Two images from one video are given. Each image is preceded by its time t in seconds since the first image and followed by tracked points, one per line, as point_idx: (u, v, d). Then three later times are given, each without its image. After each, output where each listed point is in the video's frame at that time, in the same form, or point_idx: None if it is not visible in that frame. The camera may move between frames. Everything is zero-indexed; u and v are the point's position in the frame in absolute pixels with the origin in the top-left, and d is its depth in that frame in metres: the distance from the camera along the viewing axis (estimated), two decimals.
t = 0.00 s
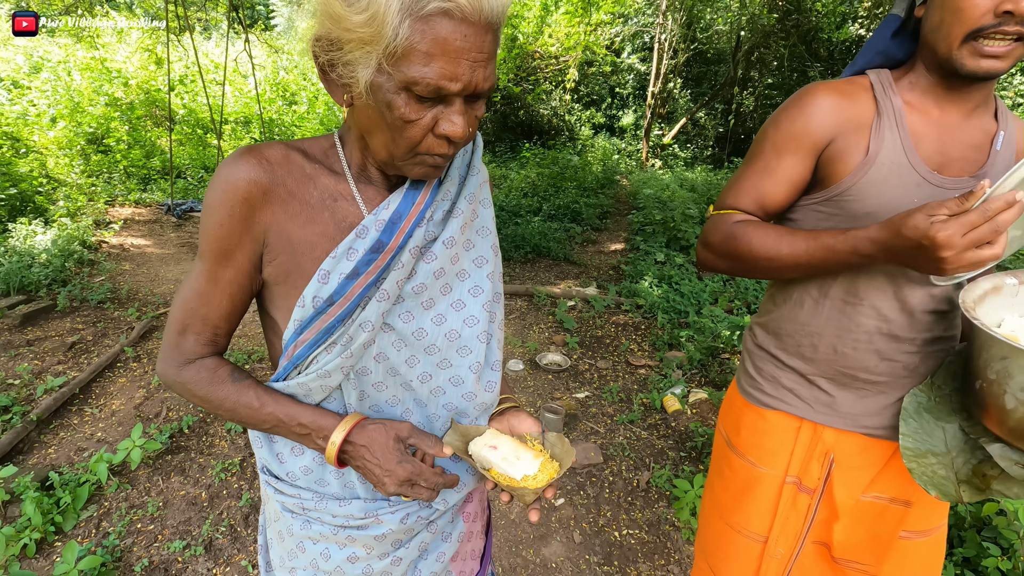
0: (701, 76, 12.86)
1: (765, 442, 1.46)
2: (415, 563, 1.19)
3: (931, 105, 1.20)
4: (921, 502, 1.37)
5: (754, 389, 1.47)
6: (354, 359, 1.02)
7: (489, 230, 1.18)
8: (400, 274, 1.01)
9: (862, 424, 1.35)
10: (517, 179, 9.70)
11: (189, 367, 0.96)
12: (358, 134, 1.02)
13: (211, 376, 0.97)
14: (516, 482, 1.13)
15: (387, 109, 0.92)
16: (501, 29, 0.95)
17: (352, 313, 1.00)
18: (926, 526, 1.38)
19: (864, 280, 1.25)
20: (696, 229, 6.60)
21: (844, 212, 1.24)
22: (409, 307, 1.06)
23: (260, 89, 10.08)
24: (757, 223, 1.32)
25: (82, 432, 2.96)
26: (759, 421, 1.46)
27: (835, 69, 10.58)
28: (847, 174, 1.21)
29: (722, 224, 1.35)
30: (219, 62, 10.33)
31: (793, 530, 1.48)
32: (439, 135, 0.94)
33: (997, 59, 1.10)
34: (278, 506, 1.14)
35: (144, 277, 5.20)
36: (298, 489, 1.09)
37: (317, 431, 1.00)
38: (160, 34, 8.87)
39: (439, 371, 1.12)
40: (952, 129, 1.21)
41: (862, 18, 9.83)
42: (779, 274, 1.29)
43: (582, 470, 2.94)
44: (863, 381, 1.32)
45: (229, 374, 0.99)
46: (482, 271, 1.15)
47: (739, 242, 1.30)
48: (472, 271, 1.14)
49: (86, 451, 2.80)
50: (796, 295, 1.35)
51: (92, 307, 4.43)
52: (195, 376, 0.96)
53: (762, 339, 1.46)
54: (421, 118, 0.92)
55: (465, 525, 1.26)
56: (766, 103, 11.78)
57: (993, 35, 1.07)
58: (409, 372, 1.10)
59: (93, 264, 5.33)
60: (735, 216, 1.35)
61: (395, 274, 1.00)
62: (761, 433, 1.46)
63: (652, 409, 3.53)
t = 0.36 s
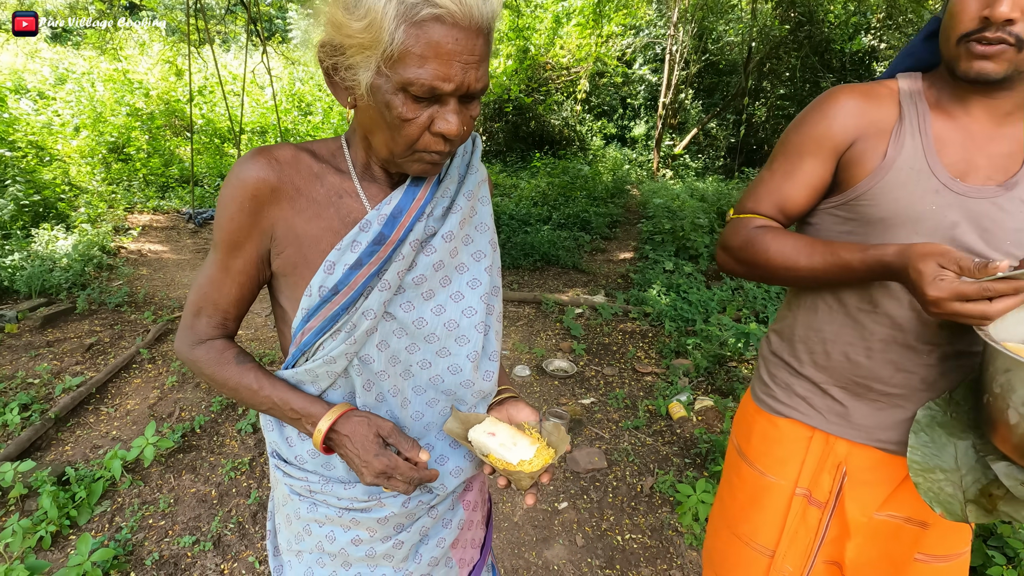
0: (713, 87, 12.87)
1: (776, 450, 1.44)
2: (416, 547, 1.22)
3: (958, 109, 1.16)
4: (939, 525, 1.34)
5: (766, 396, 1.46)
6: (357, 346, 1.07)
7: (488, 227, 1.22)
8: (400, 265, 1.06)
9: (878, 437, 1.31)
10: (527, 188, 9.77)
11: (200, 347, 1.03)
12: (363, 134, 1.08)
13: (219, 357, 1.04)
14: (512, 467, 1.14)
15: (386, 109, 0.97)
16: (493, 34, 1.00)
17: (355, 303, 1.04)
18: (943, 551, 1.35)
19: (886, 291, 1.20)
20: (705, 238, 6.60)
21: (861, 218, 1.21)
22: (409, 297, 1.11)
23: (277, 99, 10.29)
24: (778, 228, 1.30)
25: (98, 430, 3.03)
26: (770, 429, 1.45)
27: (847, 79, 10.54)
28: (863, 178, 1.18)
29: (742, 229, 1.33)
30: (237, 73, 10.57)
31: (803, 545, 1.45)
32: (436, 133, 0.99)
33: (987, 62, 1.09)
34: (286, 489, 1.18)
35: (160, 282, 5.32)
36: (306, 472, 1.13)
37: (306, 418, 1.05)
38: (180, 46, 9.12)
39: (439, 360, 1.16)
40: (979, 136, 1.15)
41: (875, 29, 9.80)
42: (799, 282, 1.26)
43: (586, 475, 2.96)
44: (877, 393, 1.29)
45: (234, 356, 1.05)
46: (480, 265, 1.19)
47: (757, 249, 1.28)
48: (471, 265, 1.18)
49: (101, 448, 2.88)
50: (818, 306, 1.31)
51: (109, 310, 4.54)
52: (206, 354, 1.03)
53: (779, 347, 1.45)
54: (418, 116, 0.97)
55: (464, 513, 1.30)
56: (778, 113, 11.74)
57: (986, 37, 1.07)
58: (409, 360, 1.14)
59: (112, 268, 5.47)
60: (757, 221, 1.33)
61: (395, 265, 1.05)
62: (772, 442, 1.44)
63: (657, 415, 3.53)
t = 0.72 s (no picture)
0: (713, 101, 12.92)
1: (791, 465, 1.34)
2: (420, 553, 1.22)
3: (994, 125, 1.06)
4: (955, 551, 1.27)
5: (782, 405, 1.37)
6: (364, 351, 1.08)
7: (487, 231, 1.23)
8: (405, 270, 1.07)
9: (897, 459, 1.22)
10: (529, 202, 9.83)
11: (207, 355, 1.04)
12: (364, 144, 1.10)
13: (224, 365, 1.05)
14: (518, 468, 1.15)
15: (406, 107, 0.99)
16: (487, 26, 1.06)
17: (362, 309, 1.05)
18: None
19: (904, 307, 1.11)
20: (706, 251, 6.63)
21: (881, 234, 1.11)
22: (414, 302, 1.12)
23: (281, 115, 10.43)
24: (799, 241, 1.22)
25: (98, 442, 3.03)
26: (787, 441, 1.35)
27: (846, 94, 10.64)
28: (885, 194, 1.09)
29: (765, 238, 1.26)
30: (243, 89, 10.72)
31: (814, 568, 1.36)
32: (454, 124, 1.01)
33: (1018, 79, 0.99)
34: (290, 497, 1.17)
35: (163, 294, 5.35)
36: (311, 478, 1.13)
37: (311, 423, 1.05)
38: (187, 63, 9.27)
39: (442, 363, 1.17)
40: (1015, 156, 1.05)
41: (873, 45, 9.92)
42: (817, 296, 1.19)
43: (586, 488, 2.94)
44: (895, 412, 1.20)
45: (240, 364, 1.07)
46: (481, 269, 1.20)
47: (773, 258, 1.22)
48: (471, 269, 1.19)
49: (101, 460, 2.87)
50: (841, 321, 1.22)
51: (112, 323, 4.56)
52: (211, 363, 1.04)
53: (798, 358, 1.35)
54: (437, 108, 0.99)
55: (468, 517, 1.29)
56: (778, 127, 11.78)
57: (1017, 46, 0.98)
58: (414, 364, 1.15)
59: (115, 281, 5.50)
60: (779, 232, 1.26)
61: (400, 271, 1.07)
62: (791, 457, 1.34)
63: (658, 428, 3.52)
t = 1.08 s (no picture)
0: (701, 116, 13.11)
1: (754, 472, 1.42)
2: (415, 548, 1.21)
3: (942, 140, 1.07)
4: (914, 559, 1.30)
5: (747, 414, 1.45)
6: (362, 352, 1.10)
7: (467, 234, 1.27)
8: (396, 273, 1.10)
9: (851, 463, 1.28)
10: (519, 215, 9.93)
11: (202, 367, 1.08)
12: (352, 161, 1.14)
13: (220, 375, 1.09)
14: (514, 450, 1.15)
15: (399, 120, 1.04)
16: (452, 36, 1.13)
17: (358, 311, 1.08)
18: None
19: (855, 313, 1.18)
20: (693, 262, 6.74)
21: (835, 244, 1.15)
22: (405, 303, 1.14)
23: (272, 129, 10.48)
24: (763, 250, 1.28)
25: (84, 456, 3.03)
26: (749, 447, 1.43)
27: (828, 110, 10.91)
28: (837, 206, 1.14)
29: (729, 246, 1.33)
30: (235, 104, 10.81)
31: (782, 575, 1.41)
32: (444, 129, 1.07)
33: (952, 90, 0.99)
34: (286, 501, 1.17)
35: (152, 308, 5.35)
36: (307, 481, 1.12)
37: (305, 428, 1.07)
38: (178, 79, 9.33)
39: (434, 358, 1.19)
40: (961, 172, 1.07)
41: (854, 62, 10.15)
42: (784, 302, 1.24)
43: (572, 496, 2.98)
44: (849, 417, 1.26)
45: (235, 374, 1.10)
46: (465, 268, 1.23)
47: (736, 266, 1.29)
48: (456, 269, 1.22)
49: (87, 473, 2.87)
50: (802, 331, 1.28)
51: (100, 336, 4.56)
52: (208, 373, 1.08)
53: (763, 366, 1.42)
54: (428, 117, 1.05)
55: (459, 513, 1.29)
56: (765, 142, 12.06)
57: (953, 61, 0.98)
58: (408, 361, 1.17)
59: (103, 294, 5.50)
60: (743, 240, 1.32)
61: (392, 274, 1.10)
62: (754, 462, 1.41)
63: (644, 437, 3.57)
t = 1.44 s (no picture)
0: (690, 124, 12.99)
1: (703, 473, 1.51)
2: (392, 541, 1.29)
3: (862, 161, 1.21)
4: (847, 552, 1.39)
5: (698, 418, 1.54)
6: (339, 358, 1.17)
7: (437, 249, 1.35)
8: (369, 285, 1.18)
9: (790, 462, 1.39)
10: (509, 222, 10.04)
11: (190, 368, 1.18)
12: (330, 182, 1.23)
13: (204, 378, 1.18)
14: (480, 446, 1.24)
15: (371, 138, 1.12)
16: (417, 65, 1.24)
17: (336, 320, 1.16)
18: None
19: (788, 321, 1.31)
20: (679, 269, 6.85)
21: (771, 255, 1.28)
22: (378, 312, 1.22)
23: (264, 138, 10.54)
24: (708, 262, 1.40)
25: (74, 463, 3.09)
26: (697, 449, 1.53)
27: (814, 118, 11.10)
28: (772, 220, 1.27)
29: (677, 258, 1.44)
30: (226, 113, 10.87)
31: (729, 570, 1.50)
32: (411, 145, 1.16)
33: (866, 116, 1.12)
34: (270, 498, 1.25)
35: (142, 317, 5.40)
36: (289, 479, 1.21)
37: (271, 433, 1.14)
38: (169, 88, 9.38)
39: (407, 363, 1.27)
40: (880, 189, 1.20)
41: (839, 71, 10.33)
42: (727, 310, 1.35)
43: (553, 498, 3.07)
44: (787, 418, 1.37)
45: (217, 377, 1.19)
46: (434, 281, 1.31)
47: (684, 278, 1.40)
48: (426, 283, 1.30)
49: (77, 480, 2.92)
50: (743, 339, 1.40)
51: (90, 345, 4.61)
52: (192, 375, 1.17)
53: (711, 372, 1.54)
54: (396, 134, 1.13)
55: (433, 507, 1.38)
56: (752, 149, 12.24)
57: (864, 91, 1.12)
58: (382, 367, 1.25)
59: (94, 303, 5.54)
60: (690, 252, 1.44)
61: (365, 285, 1.17)
62: (702, 465, 1.51)
63: (626, 441, 3.66)
